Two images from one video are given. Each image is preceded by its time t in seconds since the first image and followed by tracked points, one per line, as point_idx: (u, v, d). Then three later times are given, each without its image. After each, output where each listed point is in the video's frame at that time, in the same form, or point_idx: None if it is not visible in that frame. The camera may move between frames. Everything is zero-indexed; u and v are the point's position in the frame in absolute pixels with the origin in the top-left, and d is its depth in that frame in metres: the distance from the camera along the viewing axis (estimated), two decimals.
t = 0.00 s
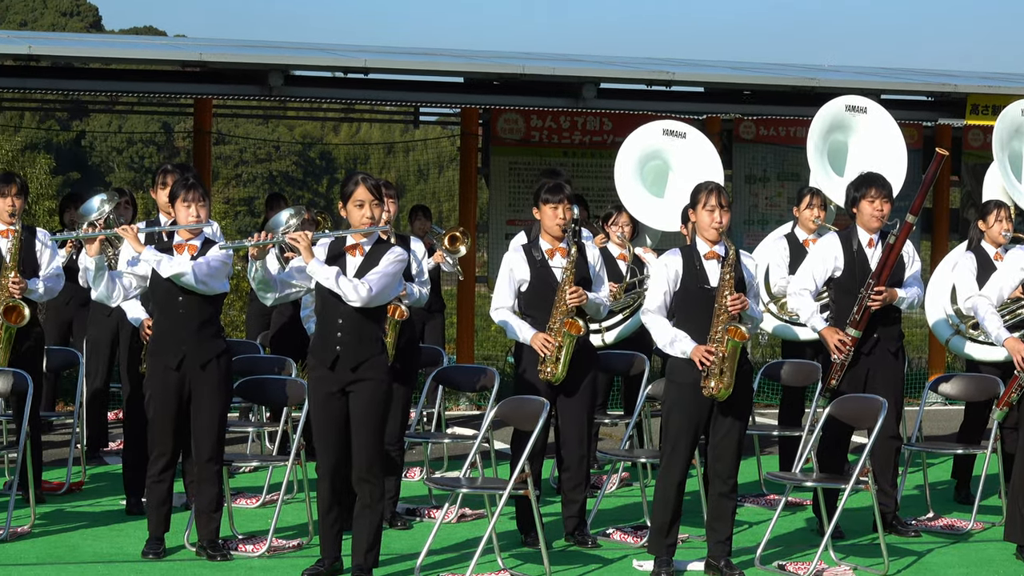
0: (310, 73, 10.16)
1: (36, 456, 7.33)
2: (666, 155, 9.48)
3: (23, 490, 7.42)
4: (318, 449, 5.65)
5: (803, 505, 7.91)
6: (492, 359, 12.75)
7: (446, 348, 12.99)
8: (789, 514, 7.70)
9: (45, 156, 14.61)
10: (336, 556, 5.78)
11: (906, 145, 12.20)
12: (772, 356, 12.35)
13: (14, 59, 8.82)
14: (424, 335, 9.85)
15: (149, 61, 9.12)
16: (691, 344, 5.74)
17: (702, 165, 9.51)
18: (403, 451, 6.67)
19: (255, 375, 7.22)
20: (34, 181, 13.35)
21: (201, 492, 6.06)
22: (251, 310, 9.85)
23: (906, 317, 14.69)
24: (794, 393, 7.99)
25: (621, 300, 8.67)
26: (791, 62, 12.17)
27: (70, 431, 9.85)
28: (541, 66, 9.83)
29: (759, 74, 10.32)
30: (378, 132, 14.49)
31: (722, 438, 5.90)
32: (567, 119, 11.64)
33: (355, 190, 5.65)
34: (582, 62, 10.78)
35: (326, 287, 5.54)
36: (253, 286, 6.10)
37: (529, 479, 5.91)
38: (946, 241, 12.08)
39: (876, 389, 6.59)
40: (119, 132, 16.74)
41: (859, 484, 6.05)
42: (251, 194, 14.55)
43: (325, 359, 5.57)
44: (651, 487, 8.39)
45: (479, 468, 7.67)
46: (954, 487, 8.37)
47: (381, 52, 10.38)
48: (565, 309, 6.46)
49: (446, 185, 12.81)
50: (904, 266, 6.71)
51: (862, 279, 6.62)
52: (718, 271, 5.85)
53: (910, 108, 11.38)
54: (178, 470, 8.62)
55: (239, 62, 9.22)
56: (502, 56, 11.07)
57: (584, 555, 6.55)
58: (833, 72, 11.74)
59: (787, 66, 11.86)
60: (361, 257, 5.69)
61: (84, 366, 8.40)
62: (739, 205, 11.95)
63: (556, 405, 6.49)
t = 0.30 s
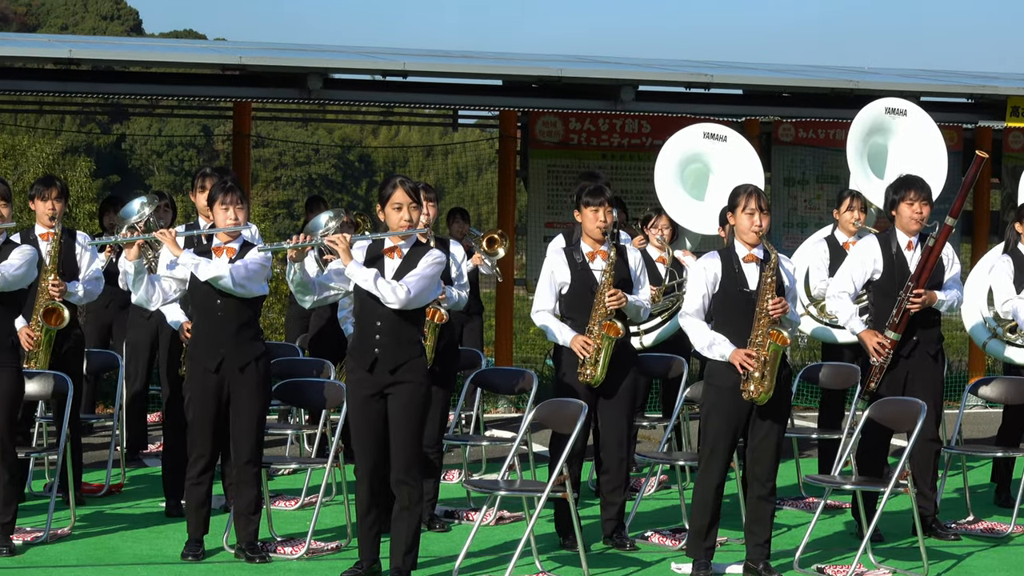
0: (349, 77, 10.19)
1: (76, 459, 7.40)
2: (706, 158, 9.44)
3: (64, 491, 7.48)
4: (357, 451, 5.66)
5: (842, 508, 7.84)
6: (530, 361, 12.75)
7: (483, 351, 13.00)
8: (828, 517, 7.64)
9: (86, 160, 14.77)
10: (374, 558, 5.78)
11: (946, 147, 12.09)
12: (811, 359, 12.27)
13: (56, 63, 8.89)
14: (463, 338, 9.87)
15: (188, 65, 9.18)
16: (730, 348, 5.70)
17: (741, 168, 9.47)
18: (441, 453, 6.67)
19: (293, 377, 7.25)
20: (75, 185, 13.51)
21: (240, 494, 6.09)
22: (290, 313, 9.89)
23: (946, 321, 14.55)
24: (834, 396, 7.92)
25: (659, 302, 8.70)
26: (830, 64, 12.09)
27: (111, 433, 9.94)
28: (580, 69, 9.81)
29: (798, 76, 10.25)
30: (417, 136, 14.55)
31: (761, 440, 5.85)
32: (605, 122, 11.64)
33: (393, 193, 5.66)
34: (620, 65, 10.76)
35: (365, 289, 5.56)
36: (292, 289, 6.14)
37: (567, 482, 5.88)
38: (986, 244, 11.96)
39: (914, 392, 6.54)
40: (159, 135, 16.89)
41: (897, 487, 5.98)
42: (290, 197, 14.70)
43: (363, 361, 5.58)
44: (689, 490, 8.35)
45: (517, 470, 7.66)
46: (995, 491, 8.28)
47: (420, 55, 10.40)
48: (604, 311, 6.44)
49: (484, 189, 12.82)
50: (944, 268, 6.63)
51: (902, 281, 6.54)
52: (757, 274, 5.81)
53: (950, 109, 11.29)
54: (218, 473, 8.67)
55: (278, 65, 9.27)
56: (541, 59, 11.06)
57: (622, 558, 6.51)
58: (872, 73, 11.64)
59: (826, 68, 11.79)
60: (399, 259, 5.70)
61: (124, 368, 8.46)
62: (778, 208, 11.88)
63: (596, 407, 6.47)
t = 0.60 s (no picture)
0: (386, 78, 10.21)
1: (115, 458, 7.46)
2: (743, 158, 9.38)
3: (103, 490, 7.55)
4: (394, 451, 5.67)
5: (879, 509, 7.78)
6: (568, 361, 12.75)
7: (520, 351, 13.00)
8: (866, 518, 7.58)
9: (125, 161, 14.91)
10: (412, 558, 5.78)
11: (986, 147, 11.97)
12: (849, 359, 12.19)
13: (96, 65, 8.95)
14: (500, 338, 9.88)
15: (227, 67, 9.23)
16: (768, 348, 5.67)
17: (780, 168, 9.38)
18: (478, 453, 6.67)
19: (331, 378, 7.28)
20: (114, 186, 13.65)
21: (277, 493, 6.12)
22: (329, 313, 9.93)
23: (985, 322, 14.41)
24: (874, 396, 7.84)
25: (697, 302, 8.65)
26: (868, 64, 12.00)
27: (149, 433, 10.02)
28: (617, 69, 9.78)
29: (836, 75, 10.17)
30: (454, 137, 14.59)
31: (798, 440, 5.82)
32: (643, 122, 11.63)
33: (431, 194, 5.68)
34: (658, 65, 10.72)
35: (402, 290, 5.57)
36: (330, 289, 6.14)
37: (604, 482, 5.87)
38: None
39: (953, 393, 6.47)
40: (198, 136, 17.02)
41: (935, 487, 5.93)
42: (328, 198, 14.80)
43: (401, 362, 5.60)
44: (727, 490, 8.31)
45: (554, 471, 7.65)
46: None
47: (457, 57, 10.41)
48: (644, 312, 6.42)
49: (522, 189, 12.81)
50: (982, 269, 6.55)
51: (940, 281, 6.47)
52: (794, 274, 5.77)
53: (989, 108, 11.18)
54: (256, 472, 8.72)
55: (316, 66, 9.30)
56: (578, 59, 11.04)
57: (659, 558, 6.49)
58: (911, 73, 11.54)
59: (864, 68, 11.71)
60: (437, 259, 5.71)
61: (162, 369, 8.52)
62: (816, 208, 11.80)
63: (635, 408, 6.46)
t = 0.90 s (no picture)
0: (418, 78, 10.21)
1: (146, 458, 7.50)
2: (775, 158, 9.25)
3: (135, 490, 7.60)
4: (426, 451, 5.68)
5: (911, 509, 7.72)
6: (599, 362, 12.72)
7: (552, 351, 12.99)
8: (898, 519, 7.53)
9: (158, 162, 15.01)
10: (443, 558, 5.78)
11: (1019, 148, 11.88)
12: (881, 360, 12.12)
13: (127, 66, 8.99)
14: (531, 339, 9.88)
15: (258, 67, 9.25)
16: (799, 349, 5.63)
17: (810, 168, 9.31)
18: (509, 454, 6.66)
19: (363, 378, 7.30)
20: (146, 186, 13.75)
21: (308, 493, 6.13)
22: (361, 313, 9.96)
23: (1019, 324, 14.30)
24: (906, 397, 7.76)
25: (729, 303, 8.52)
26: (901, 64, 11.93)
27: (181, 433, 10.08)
28: (650, 69, 9.75)
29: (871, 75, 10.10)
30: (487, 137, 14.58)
31: (830, 442, 5.78)
32: (674, 122, 11.60)
33: (462, 194, 5.67)
34: (690, 65, 10.68)
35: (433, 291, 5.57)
36: (361, 289, 6.17)
37: (636, 482, 5.84)
38: None
39: (985, 394, 6.40)
40: (230, 136, 17.12)
41: (967, 488, 5.88)
42: (360, 198, 14.85)
43: (432, 362, 5.60)
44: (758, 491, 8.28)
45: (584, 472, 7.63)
46: None
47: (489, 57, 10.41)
48: (678, 314, 6.41)
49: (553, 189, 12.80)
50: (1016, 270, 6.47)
51: (972, 281, 6.42)
52: (826, 275, 5.71)
53: None
54: (287, 472, 8.76)
55: (348, 66, 9.33)
56: (610, 59, 11.01)
57: (690, 558, 6.47)
58: (944, 73, 11.46)
59: (896, 68, 11.63)
60: (468, 260, 5.71)
61: (194, 369, 8.55)
62: (848, 209, 11.74)
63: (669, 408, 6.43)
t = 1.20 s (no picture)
0: (448, 78, 10.21)
1: (177, 457, 7.54)
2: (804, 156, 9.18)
3: (167, 489, 7.64)
4: (456, 450, 5.68)
5: (943, 509, 7.66)
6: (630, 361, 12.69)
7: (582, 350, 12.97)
8: (929, 519, 7.46)
9: (188, 161, 15.08)
10: (473, 557, 5.78)
11: None
12: (913, 359, 12.04)
13: (159, 66, 9.02)
14: (561, 338, 9.87)
15: (289, 67, 9.28)
16: (830, 348, 5.60)
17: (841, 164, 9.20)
18: (539, 453, 6.65)
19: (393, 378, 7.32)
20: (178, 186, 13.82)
21: (338, 493, 6.14)
22: (392, 313, 9.97)
23: None
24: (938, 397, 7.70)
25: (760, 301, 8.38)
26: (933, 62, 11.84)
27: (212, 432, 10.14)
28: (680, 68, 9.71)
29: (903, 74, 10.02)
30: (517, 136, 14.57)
31: (861, 441, 5.75)
32: (705, 121, 11.56)
33: (493, 193, 5.68)
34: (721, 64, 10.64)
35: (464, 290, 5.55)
36: (393, 288, 6.17)
37: (666, 482, 5.82)
38: None
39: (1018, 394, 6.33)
40: (260, 136, 17.18)
41: (999, 489, 5.82)
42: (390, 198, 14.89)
43: (463, 361, 5.60)
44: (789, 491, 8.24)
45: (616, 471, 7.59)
46: None
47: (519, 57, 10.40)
48: (712, 314, 6.34)
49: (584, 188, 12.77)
50: None
51: (1004, 281, 6.34)
52: (857, 274, 5.67)
53: None
54: (317, 471, 8.78)
55: (378, 66, 9.34)
56: (641, 58, 10.98)
57: (720, 558, 6.43)
58: (977, 72, 11.37)
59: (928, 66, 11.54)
60: (499, 259, 5.70)
61: (225, 368, 8.56)
62: (879, 208, 11.67)
63: (702, 408, 6.40)
